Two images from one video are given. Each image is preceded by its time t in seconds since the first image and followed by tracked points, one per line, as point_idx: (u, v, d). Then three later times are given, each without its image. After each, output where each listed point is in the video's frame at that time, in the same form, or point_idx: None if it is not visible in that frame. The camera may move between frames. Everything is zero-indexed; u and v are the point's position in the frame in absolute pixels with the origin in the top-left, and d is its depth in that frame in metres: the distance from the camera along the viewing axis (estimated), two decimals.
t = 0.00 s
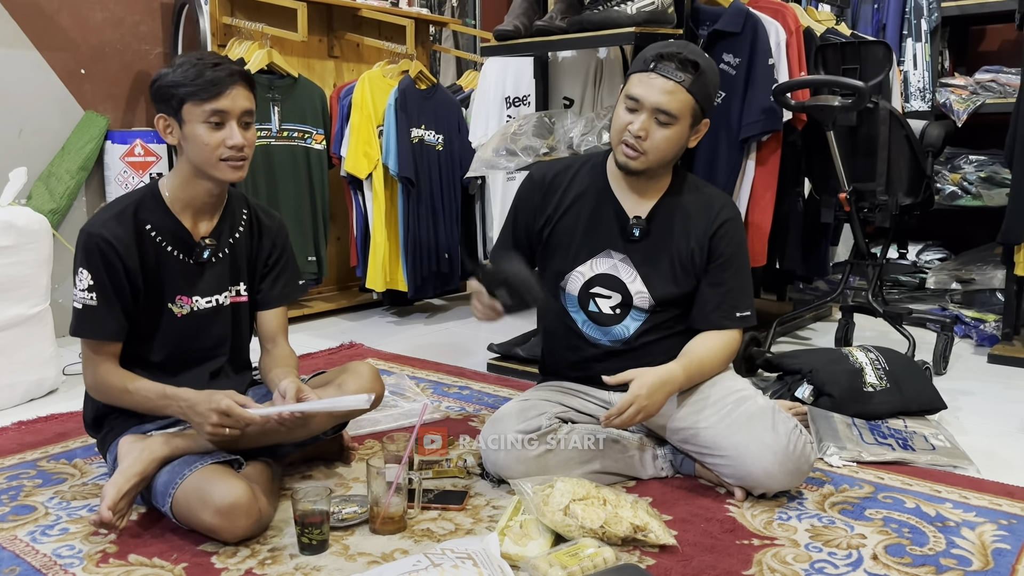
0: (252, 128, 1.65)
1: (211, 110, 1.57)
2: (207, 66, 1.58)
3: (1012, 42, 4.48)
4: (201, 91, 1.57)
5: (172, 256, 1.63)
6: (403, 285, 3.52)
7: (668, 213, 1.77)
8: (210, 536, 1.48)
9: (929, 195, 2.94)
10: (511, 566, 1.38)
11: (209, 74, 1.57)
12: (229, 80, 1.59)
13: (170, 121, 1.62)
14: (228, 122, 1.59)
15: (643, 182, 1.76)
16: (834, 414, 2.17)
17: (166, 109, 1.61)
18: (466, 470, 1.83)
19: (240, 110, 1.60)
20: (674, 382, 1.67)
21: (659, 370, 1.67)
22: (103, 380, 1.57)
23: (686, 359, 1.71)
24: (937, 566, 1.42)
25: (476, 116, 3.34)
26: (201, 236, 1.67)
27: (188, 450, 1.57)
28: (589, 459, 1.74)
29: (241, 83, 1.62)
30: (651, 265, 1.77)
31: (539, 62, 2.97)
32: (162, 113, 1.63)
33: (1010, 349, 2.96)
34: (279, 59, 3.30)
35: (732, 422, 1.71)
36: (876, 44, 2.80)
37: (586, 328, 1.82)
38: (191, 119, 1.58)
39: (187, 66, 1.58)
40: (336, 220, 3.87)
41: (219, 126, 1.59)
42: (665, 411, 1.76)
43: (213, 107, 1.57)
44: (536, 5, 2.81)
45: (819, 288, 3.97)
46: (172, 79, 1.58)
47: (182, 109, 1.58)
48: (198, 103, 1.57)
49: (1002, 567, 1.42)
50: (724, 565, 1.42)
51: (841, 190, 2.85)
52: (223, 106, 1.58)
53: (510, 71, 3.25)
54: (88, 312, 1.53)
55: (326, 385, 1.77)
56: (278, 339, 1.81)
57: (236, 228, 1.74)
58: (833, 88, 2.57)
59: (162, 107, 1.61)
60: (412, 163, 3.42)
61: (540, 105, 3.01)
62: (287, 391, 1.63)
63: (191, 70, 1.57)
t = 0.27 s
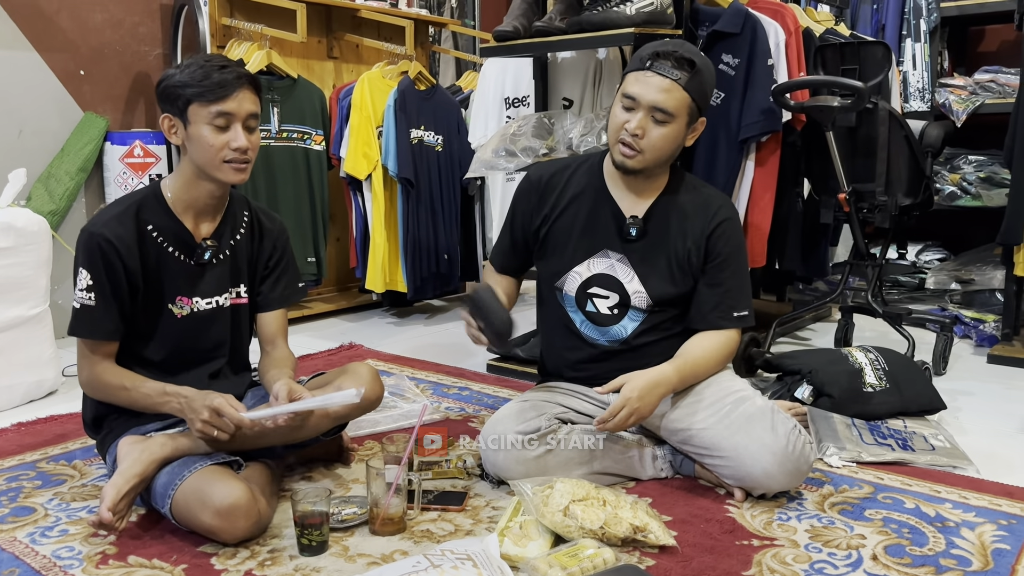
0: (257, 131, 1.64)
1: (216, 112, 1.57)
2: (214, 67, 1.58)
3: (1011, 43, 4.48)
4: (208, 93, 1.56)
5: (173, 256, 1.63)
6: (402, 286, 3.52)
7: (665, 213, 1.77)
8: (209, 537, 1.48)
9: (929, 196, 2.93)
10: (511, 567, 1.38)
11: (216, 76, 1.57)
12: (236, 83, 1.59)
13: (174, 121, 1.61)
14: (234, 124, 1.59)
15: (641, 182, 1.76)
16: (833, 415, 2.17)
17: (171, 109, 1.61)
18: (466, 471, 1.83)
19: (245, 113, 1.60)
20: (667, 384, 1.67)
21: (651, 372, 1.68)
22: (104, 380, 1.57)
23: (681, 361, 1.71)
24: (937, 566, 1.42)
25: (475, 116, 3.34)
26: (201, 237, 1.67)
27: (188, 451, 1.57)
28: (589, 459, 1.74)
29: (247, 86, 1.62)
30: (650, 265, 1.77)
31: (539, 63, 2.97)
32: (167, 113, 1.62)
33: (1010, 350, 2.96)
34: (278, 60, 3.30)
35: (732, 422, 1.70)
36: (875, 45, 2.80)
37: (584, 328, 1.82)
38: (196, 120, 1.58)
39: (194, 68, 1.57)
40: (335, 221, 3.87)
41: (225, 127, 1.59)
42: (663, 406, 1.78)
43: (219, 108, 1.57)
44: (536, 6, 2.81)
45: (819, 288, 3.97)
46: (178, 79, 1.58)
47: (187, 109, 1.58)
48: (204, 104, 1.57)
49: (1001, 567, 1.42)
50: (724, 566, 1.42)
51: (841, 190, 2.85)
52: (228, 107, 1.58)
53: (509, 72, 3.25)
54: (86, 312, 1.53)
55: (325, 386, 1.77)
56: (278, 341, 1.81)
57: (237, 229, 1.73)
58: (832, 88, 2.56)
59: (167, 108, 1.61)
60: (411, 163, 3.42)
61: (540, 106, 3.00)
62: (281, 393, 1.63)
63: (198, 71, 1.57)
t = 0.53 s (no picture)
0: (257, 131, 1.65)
1: (217, 112, 1.57)
2: (214, 69, 1.58)
3: (1010, 43, 4.48)
4: (209, 94, 1.57)
5: (173, 257, 1.63)
6: (402, 287, 3.52)
7: (664, 212, 1.77)
8: (209, 538, 1.48)
9: (929, 196, 2.93)
10: (511, 568, 1.38)
11: (216, 77, 1.57)
12: (236, 84, 1.59)
13: (175, 122, 1.61)
14: (234, 125, 1.60)
15: (644, 182, 1.76)
16: (833, 415, 2.17)
17: (171, 110, 1.61)
18: (466, 471, 1.83)
19: (245, 113, 1.60)
20: (667, 387, 1.67)
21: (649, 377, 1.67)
22: (104, 380, 1.57)
23: (679, 363, 1.71)
24: (937, 566, 1.42)
25: (475, 117, 3.34)
26: (202, 238, 1.67)
27: (188, 452, 1.57)
28: (590, 459, 1.74)
29: (248, 87, 1.62)
30: (649, 265, 1.77)
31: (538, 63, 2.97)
32: (167, 113, 1.62)
33: (1010, 350, 2.96)
34: (278, 60, 3.30)
35: (732, 423, 1.70)
36: (874, 45, 2.80)
37: (584, 329, 1.82)
38: (196, 121, 1.58)
39: (194, 69, 1.58)
40: (335, 222, 3.87)
41: (225, 128, 1.59)
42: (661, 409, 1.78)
43: (219, 109, 1.57)
44: (535, 7, 2.82)
45: (818, 288, 3.97)
46: (179, 80, 1.58)
47: (188, 110, 1.58)
48: (204, 104, 1.57)
49: (1001, 567, 1.42)
50: (724, 566, 1.42)
51: (840, 190, 2.85)
52: (228, 108, 1.58)
53: (509, 73, 3.25)
54: (88, 313, 1.53)
55: (325, 387, 1.77)
56: (277, 341, 1.81)
57: (237, 230, 1.74)
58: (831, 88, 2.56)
59: (167, 108, 1.61)
60: (411, 164, 3.42)
61: (540, 107, 3.00)
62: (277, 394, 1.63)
63: (198, 72, 1.57)
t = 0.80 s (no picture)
0: (257, 132, 1.65)
1: (216, 113, 1.58)
2: (214, 69, 1.58)
3: (1010, 43, 4.48)
4: (208, 94, 1.57)
5: (172, 257, 1.63)
6: (402, 287, 3.52)
7: (663, 212, 1.78)
8: (209, 538, 1.48)
9: (928, 196, 2.94)
10: (511, 568, 1.38)
11: (215, 77, 1.58)
12: (236, 85, 1.59)
13: (174, 123, 1.61)
14: (233, 125, 1.60)
15: (648, 183, 1.77)
16: (833, 415, 2.17)
17: (171, 110, 1.61)
18: (466, 471, 1.83)
19: (244, 114, 1.61)
20: (668, 388, 1.67)
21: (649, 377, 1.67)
22: (105, 381, 1.57)
23: (679, 364, 1.70)
24: (937, 566, 1.42)
25: (475, 117, 3.34)
26: (201, 238, 1.67)
27: (188, 452, 1.57)
28: (590, 460, 1.74)
29: (247, 87, 1.62)
30: (650, 265, 1.77)
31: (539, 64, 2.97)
32: (166, 114, 1.62)
33: (1010, 350, 2.96)
34: (278, 61, 3.30)
35: (732, 423, 1.70)
36: (874, 45, 2.81)
37: (584, 329, 1.82)
38: (196, 122, 1.58)
39: (194, 69, 1.58)
40: (335, 222, 3.88)
41: (224, 128, 1.59)
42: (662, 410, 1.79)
43: (218, 110, 1.58)
44: (535, 7, 2.83)
45: (819, 289, 3.97)
46: (178, 81, 1.59)
47: (187, 110, 1.58)
48: (204, 105, 1.57)
49: (1001, 567, 1.42)
50: (724, 566, 1.42)
51: (840, 191, 2.85)
52: (228, 109, 1.58)
53: (509, 74, 3.25)
54: (88, 314, 1.53)
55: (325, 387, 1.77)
56: (277, 342, 1.81)
57: (237, 230, 1.74)
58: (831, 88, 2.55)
59: (167, 108, 1.61)
60: (411, 165, 3.42)
61: (540, 107, 3.00)
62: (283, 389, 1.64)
63: (197, 73, 1.58)
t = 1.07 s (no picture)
0: (258, 134, 1.65)
1: (217, 114, 1.57)
2: (215, 71, 1.58)
3: (1010, 43, 4.48)
4: (209, 97, 1.57)
5: (172, 258, 1.63)
6: (402, 287, 3.52)
7: (665, 212, 1.77)
8: (210, 539, 1.48)
9: (928, 196, 2.94)
10: (512, 568, 1.38)
11: (217, 79, 1.57)
12: (237, 86, 1.59)
13: (174, 124, 1.61)
14: (234, 128, 1.60)
15: (653, 183, 1.77)
16: (833, 415, 2.17)
17: (172, 111, 1.60)
18: (466, 472, 1.83)
19: (246, 116, 1.60)
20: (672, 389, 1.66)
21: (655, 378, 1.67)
22: (105, 381, 1.57)
23: (684, 365, 1.70)
24: (938, 566, 1.42)
25: (475, 118, 3.34)
26: (201, 239, 1.67)
27: (189, 453, 1.57)
28: (590, 460, 1.74)
29: (249, 90, 1.62)
30: (652, 266, 1.77)
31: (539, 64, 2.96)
32: (167, 115, 1.62)
33: (1010, 350, 2.96)
34: (278, 61, 3.30)
35: (732, 423, 1.70)
36: (874, 45, 2.81)
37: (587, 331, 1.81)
38: (197, 123, 1.58)
39: (194, 70, 1.58)
40: (335, 223, 3.88)
41: (225, 131, 1.59)
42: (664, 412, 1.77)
43: (219, 112, 1.57)
44: (535, 8, 2.83)
45: (819, 289, 3.97)
46: (179, 82, 1.58)
47: (188, 112, 1.58)
48: (205, 107, 1.57)
49: (1002, 567, 1.42)
50: (725, 566, 1.42)
51: (841, 191, 2.85)
52: (229, 111, 1.58)
53: (509, 74, 3.25)
54: (88, 315, 1.53)
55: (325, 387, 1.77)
56: (277, 343, 1.81)
57: (236, 231, 1.74)
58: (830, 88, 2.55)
59: (167, 109, 1.61)
60: (411, 165, 3.42)
61: (540, 108, 3.00)
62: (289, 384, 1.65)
63: (198, 75, 1.57)
